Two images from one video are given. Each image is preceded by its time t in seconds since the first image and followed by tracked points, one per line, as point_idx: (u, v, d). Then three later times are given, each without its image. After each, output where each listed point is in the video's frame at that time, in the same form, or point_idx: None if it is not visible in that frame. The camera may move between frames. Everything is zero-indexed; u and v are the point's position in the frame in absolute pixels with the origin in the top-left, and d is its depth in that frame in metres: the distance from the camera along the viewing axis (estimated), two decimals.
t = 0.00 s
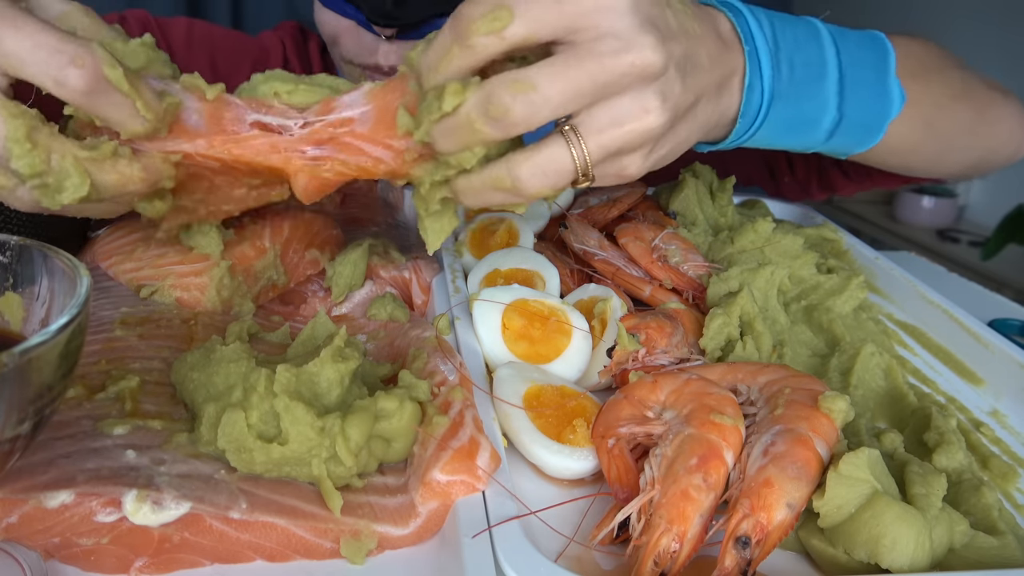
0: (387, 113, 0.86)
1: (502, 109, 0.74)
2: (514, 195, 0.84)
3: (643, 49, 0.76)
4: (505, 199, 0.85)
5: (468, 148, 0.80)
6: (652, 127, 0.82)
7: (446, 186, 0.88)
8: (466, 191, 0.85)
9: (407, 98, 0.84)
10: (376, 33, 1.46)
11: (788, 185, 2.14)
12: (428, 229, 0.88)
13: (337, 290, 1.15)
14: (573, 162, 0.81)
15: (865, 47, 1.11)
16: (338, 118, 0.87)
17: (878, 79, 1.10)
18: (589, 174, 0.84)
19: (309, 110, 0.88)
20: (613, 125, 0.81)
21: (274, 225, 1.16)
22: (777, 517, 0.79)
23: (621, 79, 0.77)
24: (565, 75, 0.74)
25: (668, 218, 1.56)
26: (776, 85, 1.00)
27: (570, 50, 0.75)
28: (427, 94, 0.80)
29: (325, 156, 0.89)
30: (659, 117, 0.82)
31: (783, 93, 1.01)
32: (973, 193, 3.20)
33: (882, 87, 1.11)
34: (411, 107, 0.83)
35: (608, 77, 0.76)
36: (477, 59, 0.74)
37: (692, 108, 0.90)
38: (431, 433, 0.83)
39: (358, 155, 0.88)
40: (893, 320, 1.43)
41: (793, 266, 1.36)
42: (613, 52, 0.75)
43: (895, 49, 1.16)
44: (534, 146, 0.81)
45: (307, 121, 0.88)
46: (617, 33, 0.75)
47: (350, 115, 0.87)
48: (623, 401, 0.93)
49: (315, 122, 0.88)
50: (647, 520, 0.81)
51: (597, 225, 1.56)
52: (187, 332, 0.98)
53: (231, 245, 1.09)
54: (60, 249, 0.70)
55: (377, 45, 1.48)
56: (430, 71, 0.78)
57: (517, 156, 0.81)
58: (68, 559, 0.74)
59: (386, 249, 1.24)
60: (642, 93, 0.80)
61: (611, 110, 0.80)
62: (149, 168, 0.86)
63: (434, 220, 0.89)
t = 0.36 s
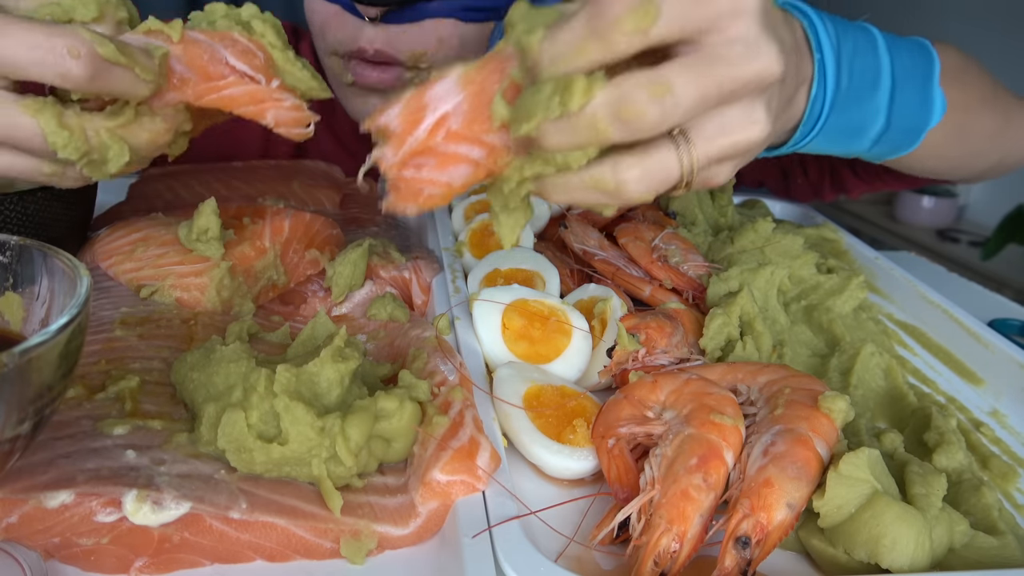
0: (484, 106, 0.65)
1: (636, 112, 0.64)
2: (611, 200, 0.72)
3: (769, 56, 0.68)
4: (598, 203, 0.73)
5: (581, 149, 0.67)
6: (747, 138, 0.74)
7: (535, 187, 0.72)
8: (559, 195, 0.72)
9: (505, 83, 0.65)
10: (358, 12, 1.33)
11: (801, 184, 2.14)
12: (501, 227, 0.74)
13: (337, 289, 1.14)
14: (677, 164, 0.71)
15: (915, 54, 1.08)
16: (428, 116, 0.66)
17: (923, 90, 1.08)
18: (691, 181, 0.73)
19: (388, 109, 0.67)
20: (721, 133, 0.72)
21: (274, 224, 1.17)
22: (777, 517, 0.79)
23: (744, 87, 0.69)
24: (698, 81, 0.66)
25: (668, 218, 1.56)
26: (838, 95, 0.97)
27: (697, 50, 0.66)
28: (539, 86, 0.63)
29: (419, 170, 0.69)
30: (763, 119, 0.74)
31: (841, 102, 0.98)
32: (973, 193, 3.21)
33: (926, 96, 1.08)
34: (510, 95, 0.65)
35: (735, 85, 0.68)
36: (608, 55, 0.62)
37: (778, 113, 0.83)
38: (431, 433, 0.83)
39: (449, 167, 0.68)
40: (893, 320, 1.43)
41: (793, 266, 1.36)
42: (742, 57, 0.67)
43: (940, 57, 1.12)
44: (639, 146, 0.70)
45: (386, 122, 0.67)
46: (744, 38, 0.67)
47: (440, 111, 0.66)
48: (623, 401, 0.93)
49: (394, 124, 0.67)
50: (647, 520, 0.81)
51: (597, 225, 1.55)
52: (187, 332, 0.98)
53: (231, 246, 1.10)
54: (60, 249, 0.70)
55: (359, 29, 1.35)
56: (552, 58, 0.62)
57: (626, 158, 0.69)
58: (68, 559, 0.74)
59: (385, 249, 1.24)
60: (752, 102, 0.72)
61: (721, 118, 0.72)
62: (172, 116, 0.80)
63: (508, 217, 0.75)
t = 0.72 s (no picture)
0: (401, 192, 0.99)
1: (488, 197, 0.85)
2: (506, 254, 0.96)
3: (612, 127, 0.85)
4: (498, 257, 0.97)
5: (466, 223, 0.92)
6: (614, 188, 0.90)
7: (451, 249, 1.01)
8: (471, 253, 0.99)
9: (412, 176, 0.96)
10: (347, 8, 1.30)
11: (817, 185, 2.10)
12: (445, 279, 1.03)
13: (336, 288, 1.12)
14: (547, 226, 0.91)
15: (854, 62, 1.16)
16: (364, 206, 1.01)
17: (868, 92, 1.16)
18: (571, 233, 0.94)
19: (336, 208, 1.03)
20: (588, 190, 0.90)
21: (274, 223, 1.17)
22: (777, 517, 0.79)
23: (592, 154, 0.86)
24: (541, 162, 0.84)
25: (668, 218, 1.55)
26: (755, 117, 1.08)
27: (549, 131, 0.84)
28: (427, 176, 0.91)
29: (368, 251, 1.05)
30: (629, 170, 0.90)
31: (763, 123, 1.09)
32: (972, 193, 3.20)
33: (872, 101, 1.16)
34: (417, 180, 0.95)
35: (580, 155, 0.85)
36: (467, 151, 0.84)
37: (668, 158, 0.98)
38: (431, 433, 0.83)
39: (390, 245, 1.03)
40: (893, 320, 1.43)
41: (793, 266, 1.36)
42: (584, 133, 0.84)
43: (889, 57, 1.20)
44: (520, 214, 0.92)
45: (336, 218, 1.04)
46: (588, 115, 0.84)
47: (370, 203, 1.00)
48: (623, 401, 0.93)
49: (342, 219, 1.03)
50: (647, 520, 0.81)
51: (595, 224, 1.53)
52: (187, 332, 0.98)
53: (231, 246, 1.11)
54: (60, 249, 0.70)
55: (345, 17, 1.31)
56: (430, 156, 0.88)
57: (506, 223, 0.93)
58: (68, 559, 0.74)
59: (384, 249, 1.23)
60: (615, 161, 0.89)
61: (586, 179, 0.90)
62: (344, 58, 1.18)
63: (451, 271, 1.04)
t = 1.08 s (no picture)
0: (431, 173, 0.95)
1: (526, 163, 0.82)
2: (538, 228, 0.94)
3: (642, 96, 0.84)
4: (530, 231, 0.95)
5: (500, 195, 0.90)
6: (647, 158, 0.90)
7: (483, 229, 0.99)
8: (501, 230, 0.97)
9: (445, 155, 0.93)
10: None
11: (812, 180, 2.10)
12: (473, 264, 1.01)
13: (337, 289, 1.14)
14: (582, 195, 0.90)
15: (860, 52, 1.18)
16: (394, 190, 0.97)
17: (874, 81, 1.17)
18: (601, 205, 0.92)
19: (365, 193, 0.99)
20: (619, 161, 0.89)
21: (274, 224, 1.17)
22: (777, 517, 0.79)
23: (624, 123, 0.85)
24: (578, 128, 0.83)
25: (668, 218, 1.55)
26: (771, 100, 1.08)
27: (579, 101, 0.84)
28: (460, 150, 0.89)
29: (398, 237, 1.01)
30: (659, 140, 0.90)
31: (777, 107, 1.08)
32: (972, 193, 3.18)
33: (879, 89, 1.17)
34: (448, 159, 0.93)
35: (613, 123, 0.84)
36: (503, 119, 0.82)
37: (691, 136, 0.98)
38: (431, 433, 0.83)
39: (420, 228, 0.99)
40: (893, 320, 1.43)
41: (793, 266, 1.36)
42: (616, 101, 0.83)
43: (890, 51, 1.22)
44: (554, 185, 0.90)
45: (365, 205, 1.00)
46: (619, 84, 0.83)
47: (401, 186, 0.96)
48: (623, 401, 0.93)
49: (372, 205, 0.99)
50: (647, 520, 0.81)
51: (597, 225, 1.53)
52: (187, 332, 0.98)
53: (231, 246, 1.11)
54: (60, 249, 0.70)
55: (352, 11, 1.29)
56: (464, 129, 0.86)
57: (538, 195, 0.91)
58: (68, 559, 0.74)
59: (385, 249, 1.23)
60: (645, 131, 0.88)
61: (618, 149, 0.89)
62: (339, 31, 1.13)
63: (477, 256, 1.02)
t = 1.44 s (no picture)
0: (434, 182, 0.96)
1: (535, 169, 0.82)
2: (546, 234, 0.93)
3: (650, 99, 0.84)
4: (537, 239, 0.94)
5: (507, 202, 0.89)
6: (656, 162, 0.89)
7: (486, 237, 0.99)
8: (508, 237, 0.96)
9: (448, 165, 0.94)
10: None
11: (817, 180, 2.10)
12: (477, 274, 1.02)
13: (337, 289, 1.14)
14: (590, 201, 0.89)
15: (867, 54, 1.17)
16: (396, 200, 0.98)
17: (881, 83, 1.17)
18: (610, 211, 0.92)
19: (366, 205, 1.00)
20: (627, 166, 0.89)
21: (274, 224, 1.17)
22: (777, 517, 0.79)
23: (633, 127, 0.85)
24: (586, 133, 0.82)
25: (668, 218, 1.55)
26: (777, 104, 1.08)
27: (587, 105, 0.83)
28: (467, 157, 0.89)
29: (401, 247, 1.02)
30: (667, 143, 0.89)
31: (785, 110, 1.09)
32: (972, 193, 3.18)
33: (886, 90, 1.17)
34: (452, 168, 0.93)
35: (622, 128, 0.84)
36: (512, 126, 0.82)
37: (698, 140, 0.98)
38: (431, 433, 0.83)
39: (424, 238, 1.00)
40: (893, 320, 1.43)
41: (793, 266, 1.36)
42: (625, 105, 0.83)
43: (896, 50, 1.22)
44: (562, 191, 0.89)
45: (367, 217, 1.01)
46: (627, 87, 0.83)
47: (403, 197, 0.97)
48: (623, 401, 0.93)
49: (374, 216, 1.00)
50: (647, 520, 0.81)
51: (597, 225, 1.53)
52: (187, 332, 0.98)
53: (231, 246, 1.11)
54: (60, 249, 0.70)
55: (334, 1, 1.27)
56: (470, 135, 0.86)
57: (545, 201, 0.90)
58: (68, 558, 0.74)
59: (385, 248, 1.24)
60: (654, 135, 0.88)
61: (627, 154, 0.88)
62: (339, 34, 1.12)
63: (481, 265, 1.02)
